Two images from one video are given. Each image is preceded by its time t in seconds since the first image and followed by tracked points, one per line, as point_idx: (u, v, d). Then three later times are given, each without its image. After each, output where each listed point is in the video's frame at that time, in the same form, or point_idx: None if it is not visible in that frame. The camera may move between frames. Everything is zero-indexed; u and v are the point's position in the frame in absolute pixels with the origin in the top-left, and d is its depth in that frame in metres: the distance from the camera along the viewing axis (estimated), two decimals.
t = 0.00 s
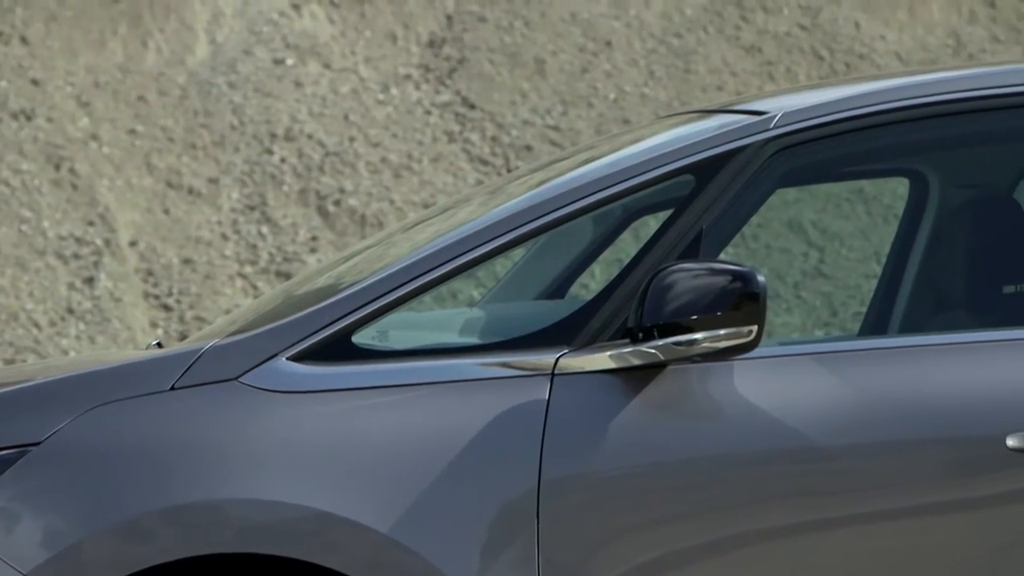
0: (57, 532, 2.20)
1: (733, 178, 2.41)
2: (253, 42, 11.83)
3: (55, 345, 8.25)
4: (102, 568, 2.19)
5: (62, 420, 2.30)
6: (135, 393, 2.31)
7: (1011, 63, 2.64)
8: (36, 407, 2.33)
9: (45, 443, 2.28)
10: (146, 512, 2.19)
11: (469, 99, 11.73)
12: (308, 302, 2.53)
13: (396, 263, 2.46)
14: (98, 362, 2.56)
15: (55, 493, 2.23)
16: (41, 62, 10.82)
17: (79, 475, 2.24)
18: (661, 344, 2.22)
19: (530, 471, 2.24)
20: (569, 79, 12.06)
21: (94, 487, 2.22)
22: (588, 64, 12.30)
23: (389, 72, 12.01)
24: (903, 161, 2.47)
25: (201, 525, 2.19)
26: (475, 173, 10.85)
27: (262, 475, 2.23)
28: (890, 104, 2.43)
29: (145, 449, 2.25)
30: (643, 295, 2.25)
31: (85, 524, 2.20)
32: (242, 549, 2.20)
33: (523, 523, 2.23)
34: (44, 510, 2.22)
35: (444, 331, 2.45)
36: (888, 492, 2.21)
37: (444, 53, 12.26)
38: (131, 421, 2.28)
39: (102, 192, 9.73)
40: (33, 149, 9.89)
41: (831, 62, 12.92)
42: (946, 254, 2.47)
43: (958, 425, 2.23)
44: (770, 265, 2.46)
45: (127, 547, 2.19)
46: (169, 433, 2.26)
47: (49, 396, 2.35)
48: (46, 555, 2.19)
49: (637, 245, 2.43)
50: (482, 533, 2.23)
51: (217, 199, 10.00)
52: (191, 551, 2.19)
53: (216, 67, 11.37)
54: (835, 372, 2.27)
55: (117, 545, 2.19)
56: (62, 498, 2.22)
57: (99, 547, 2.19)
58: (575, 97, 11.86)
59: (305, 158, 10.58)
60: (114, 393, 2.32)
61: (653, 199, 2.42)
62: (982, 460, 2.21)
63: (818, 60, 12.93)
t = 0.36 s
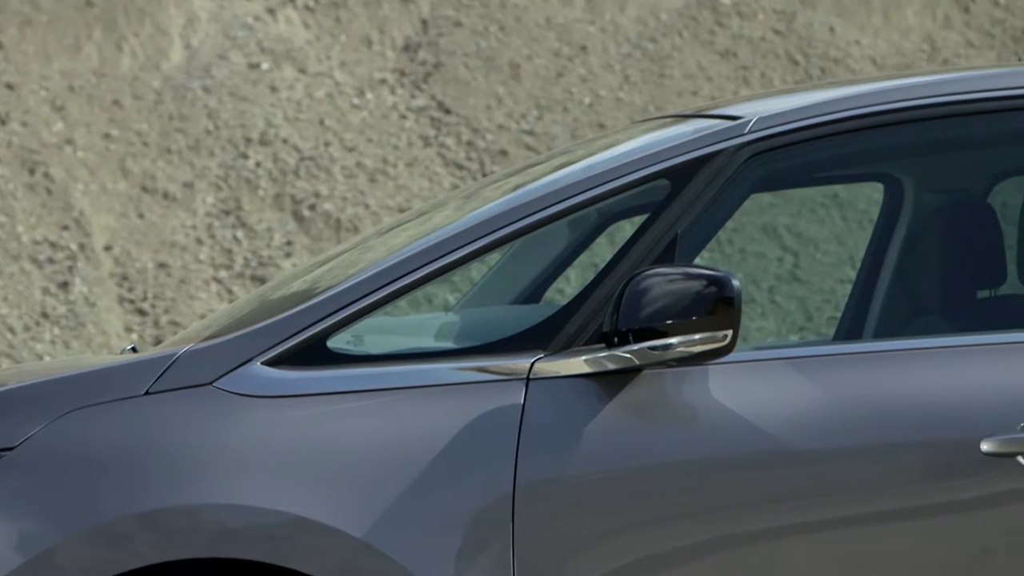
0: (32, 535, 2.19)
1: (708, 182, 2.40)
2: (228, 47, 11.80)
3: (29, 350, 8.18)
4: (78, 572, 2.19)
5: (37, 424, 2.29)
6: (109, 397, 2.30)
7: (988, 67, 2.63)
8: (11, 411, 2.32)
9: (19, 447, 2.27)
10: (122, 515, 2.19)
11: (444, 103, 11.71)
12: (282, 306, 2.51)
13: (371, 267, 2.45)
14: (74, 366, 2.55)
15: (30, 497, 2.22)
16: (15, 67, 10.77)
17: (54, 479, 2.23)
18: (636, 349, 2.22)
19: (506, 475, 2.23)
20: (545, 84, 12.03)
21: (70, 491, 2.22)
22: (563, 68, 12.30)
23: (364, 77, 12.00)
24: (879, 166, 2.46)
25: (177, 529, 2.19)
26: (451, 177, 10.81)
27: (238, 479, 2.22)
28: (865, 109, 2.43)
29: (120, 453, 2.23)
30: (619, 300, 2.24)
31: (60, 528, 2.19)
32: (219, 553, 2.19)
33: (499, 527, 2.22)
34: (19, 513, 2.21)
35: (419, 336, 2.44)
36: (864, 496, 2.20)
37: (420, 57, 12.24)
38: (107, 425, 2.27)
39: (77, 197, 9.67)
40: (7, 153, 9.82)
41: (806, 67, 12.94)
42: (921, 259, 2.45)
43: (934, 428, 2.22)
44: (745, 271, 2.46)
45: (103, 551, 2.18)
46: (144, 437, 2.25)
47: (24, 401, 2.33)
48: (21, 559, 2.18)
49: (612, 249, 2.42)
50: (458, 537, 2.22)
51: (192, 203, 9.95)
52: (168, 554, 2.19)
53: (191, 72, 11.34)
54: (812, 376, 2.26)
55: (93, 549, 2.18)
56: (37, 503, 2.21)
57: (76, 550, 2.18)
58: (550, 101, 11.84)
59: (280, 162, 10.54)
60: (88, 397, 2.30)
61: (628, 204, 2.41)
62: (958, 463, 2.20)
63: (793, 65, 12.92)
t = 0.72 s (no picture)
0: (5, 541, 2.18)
1: (682, 186, 2.40)
2: (202, 50, 11.75)
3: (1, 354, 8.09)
4: None
5: (11, 429, 2.28)
6: (83, 402, 2.29)
7: (963, 71, 2.64)
8: None
9: None
10: (97, 521, 2.18)
11: (418, 107, 11.68)
12: (256, 311, 2.49)
13: (345, 271, 2.44)
14: (48, 371, 2.53)
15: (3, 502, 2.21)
16: None
17: (28, 483, 2.22)
18: (610, 353, 2.21)
19: (481, 479, 2.22)
20: (519, 88, 12.02)
21: (44, 496, 2.20)
22: (538, 72, 12.29)
23: (339, 81, 11.97)
24: (853, 170, 2.46)
25: (151, 534, 2.18)
26: (425, 181, 10.78)
27: (211, 483, 2.20)
28: (839, 113, 2.43)
29: (93, 457, 2.22)
30: (593, 304, 2.23)
31: (33, 533, 2.18)
32: (193, 558, 2.18)
33: (474, 531, 2.21)
34: None
35: (393, 340, 2.42)
36: (839, 500, 2.19)
37: (394, 61, 12.22)
38: (81, 429, 2.26)
39: (50, 200, 9.60)
40: None
41: (780, 71, 12.96)
42: (896, 263, 2.45)
43: (909, 433, 2.21)
44: (720, 275, 2.47)
45: (77, 556, 2.17)
46: (118, 441, 2.24)
47: None
48: None
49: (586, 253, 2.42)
50: (431, 541, 2.21)
51: (166, 207, 9.90)
52: (142, 559, 2.18)
53: (165, 76, 11.29)
54: (786, 380, 2.26)
55: (66, 554, 2.18)
56: (10, 508, 2.20)
57: (52, 556, 2.18)
58: (525, 105, 11.82)
59: (254, 166, 10.49)
60: (61, 403, 2.30)
61: (603, 209, 2.40)
62: (931, 467, 2.19)
63: (767, 69, 12.93)
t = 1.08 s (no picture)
0: None
1: (655, 189, 2.39)
2: (175, 52, 11.69)
3: None
4: None
5: None
6: (56, 406, 2.27)
7: (934, 74, 2.65)
8: None
9: None
10: (71, 524, 2.16)
11: (391, 109, 11.66)
12: (228, 313, 2.48)
13: (318, 273, 2.42)
14: (20, 373, 2.51)
15: None
16: None
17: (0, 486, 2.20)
18: (583, 356, 2.21)
19: (453, 481, 2.21)
20: (492, 91, 12.02)
21: (16, 499, 2.19)
22: (511, 75, 12.28)
23: (312, 83, 11.92)
24: (826, 172, 2.45)
25: (123, 537, 2.16)
26: (398, 184, 10.75)
27: (184, 485, 2.19)
28: (812, 116, 2.43)
29: (66, 460, 2.21)
30: (565, 306, 2.23)
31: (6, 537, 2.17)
32: (165, 560, 2.16)
33: (447, 533, 2.20)
34: None
35: (366, 342, 2.41)
36: (812, 503, 2.19)
37: (367, 64, 12.20)
38: (53, 431, 2.24)
39: (22, 203, 9.54)
40: None
41: (752, 74, 13.02)
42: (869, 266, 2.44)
43: (882, 436, 2.21)
44: (693, 277, 2.46)
45: (49, 559, 2.16)
46: (90, 443, 2.22)
47: None
48: None
49: (558, 256, 2.41)
50: (402, 545, 2.20)
51: (138, 210, 9.84)
52: (114, 562, 2.16)
53: (137, 78, 11.23)
54: (757, 384, 2.26)
55: (38, 557, 2.16)
56: None
57: (25, 558, 2.16)
58: (498, 108, 11.81)
59: (226, 168, 10.44)
60: (33, 406, 2.28)
61: (575, 211, 2.40)
62: (904, 470, 2.19)
63: (740, 72, 12.98)
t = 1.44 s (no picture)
0: None
1: (625, 192, 2.38)
2: (145, 53, 11.63)
3: None
4: None
5: None
6: (25, 407, 2.25)
7: (905, 76, 2.65)
8: None
9: None
10: (41, 526, 2.14)
11: (362, 111, 11.60)
12: (197, 315, 2.46)
13: (288, 275, 2.41)
14: None
15: None
16: None
17: None
18: (554, 357, 2.20)
19: (423, 484, 2.20)
20: (463, 92, 11.98)
21: None
22: (481, 76, 12.27)
23: (282, 84, 11.87)
24: (797, 174, 2.44)
25: (92, 539, 2.14)
26: (368, 185, 10.69)
27: (153, 487, 2.17)
28: (783, 118, 2.42)
29: (35, 461, 2.19)
30: (535, 308, 2.22)
31: None
32: (133, 562, 2.15)
33: (415, 536, 2.19)
34: None
35: (335, 344, 2.39)
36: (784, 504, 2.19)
37: (337, 65, 12.17)
38: (23, 432, 2.22)
39: None
40: None
41: (723, 76, 13.03)
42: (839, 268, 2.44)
43: (854, 437, 2.21)
44: (663, 279, 2.47)
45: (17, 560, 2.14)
46: (59, 444, 2.20)
47: None
48: None
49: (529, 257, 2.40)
50: (373, 546, 2.19)
51: (108, 211, 9.78)
52: (82, 563, 2.14)
53: (106, 79, 11.16)
54: (727, 386, 2.25)
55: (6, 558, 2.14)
56: None
57: None
58: (468, 109, 11.77)
59: (196, 170, 10.38)
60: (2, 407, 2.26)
61: (546, 213, 2.39)
62: (875, 471, 2.19)
63: (710, 73, 13.01)
